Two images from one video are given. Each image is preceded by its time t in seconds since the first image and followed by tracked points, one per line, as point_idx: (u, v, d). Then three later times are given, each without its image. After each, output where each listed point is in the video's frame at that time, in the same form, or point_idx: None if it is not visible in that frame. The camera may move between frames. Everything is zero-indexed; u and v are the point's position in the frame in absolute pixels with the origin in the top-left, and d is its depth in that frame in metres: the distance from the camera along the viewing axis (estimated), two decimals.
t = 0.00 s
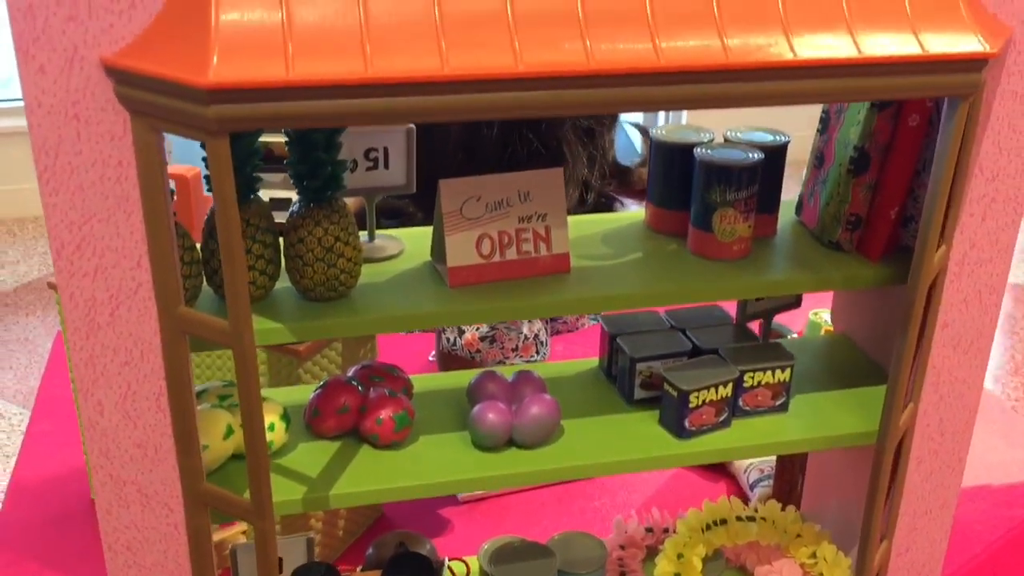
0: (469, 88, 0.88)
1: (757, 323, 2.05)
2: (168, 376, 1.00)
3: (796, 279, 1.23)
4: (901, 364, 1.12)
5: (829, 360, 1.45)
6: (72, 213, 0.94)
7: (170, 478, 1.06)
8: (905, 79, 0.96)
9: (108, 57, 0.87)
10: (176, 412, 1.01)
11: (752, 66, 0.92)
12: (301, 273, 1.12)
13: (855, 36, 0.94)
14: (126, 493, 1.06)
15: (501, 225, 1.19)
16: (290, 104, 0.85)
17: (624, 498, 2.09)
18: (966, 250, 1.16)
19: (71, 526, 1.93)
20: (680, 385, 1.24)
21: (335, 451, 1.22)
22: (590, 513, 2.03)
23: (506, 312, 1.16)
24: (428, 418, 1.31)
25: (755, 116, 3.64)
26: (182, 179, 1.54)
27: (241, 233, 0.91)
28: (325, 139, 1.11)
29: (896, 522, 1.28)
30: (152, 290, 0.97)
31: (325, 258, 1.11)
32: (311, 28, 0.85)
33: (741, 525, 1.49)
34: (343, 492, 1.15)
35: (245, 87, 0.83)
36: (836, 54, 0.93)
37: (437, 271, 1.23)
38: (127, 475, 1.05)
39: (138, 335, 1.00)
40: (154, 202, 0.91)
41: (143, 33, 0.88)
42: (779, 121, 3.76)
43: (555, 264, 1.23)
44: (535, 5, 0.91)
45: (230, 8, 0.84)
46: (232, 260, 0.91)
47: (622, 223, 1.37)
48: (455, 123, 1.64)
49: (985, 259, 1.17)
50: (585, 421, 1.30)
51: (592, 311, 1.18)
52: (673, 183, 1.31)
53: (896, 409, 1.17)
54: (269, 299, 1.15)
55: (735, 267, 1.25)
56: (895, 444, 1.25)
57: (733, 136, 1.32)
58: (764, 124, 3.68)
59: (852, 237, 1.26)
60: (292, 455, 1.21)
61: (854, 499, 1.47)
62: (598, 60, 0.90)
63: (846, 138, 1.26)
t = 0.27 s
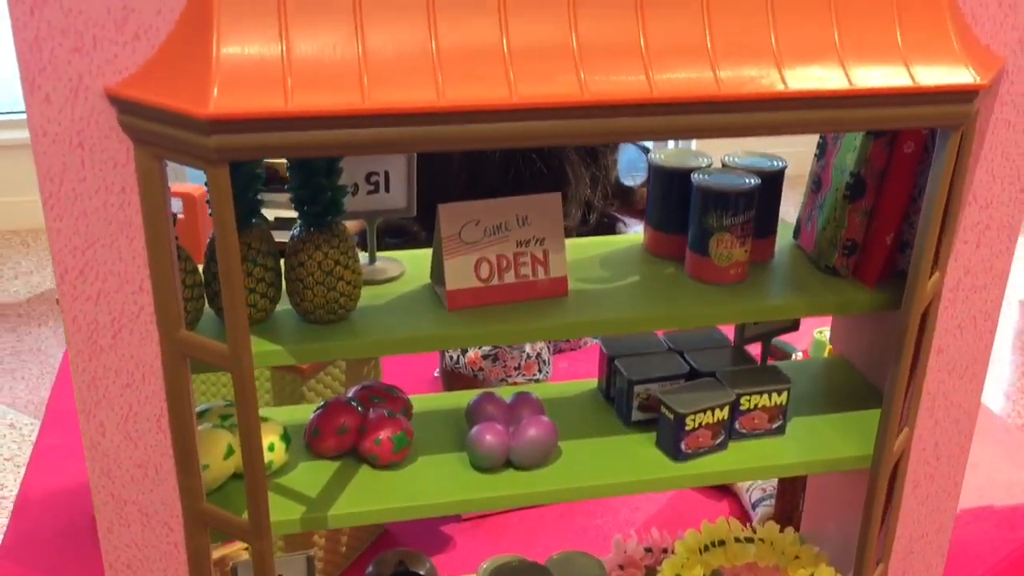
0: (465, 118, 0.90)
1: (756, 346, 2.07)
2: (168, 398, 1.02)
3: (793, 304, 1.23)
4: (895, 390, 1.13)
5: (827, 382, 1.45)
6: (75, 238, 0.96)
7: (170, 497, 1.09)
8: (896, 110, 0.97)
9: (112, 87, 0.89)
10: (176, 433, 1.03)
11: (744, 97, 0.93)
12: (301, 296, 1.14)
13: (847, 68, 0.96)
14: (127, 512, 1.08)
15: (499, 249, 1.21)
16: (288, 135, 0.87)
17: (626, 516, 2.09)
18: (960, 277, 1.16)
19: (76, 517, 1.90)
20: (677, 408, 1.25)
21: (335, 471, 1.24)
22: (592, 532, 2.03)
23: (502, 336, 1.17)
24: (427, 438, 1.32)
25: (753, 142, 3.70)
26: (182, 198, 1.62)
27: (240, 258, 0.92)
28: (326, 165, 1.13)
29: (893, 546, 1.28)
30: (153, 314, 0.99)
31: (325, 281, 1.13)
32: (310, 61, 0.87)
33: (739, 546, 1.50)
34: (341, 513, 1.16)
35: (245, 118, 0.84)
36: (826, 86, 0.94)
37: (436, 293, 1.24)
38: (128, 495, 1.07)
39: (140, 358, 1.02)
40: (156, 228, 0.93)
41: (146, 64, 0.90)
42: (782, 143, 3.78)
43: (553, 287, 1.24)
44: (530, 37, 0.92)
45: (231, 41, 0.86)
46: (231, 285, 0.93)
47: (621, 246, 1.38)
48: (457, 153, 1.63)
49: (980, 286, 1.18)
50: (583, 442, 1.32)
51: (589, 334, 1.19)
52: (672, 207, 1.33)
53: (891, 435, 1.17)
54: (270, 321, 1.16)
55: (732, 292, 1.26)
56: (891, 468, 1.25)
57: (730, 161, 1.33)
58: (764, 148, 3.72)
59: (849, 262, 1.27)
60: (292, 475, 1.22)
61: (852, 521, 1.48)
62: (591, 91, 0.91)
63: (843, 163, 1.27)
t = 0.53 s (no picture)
0: (452, 144, 0.92)
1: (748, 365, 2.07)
2: (163, 412, 1.04)
3: (781, 323, 1.25)
4: (879, 410, 1.14)
5: (818, 399, 1.47)
6: (74, 256, 0.99)
7: (165, 509, 1.11)
8: (878, 136, 0.99)
9: (109, 111, 0.91)
10: (171, 447, 1.05)
11: (727, 124, 0.95)
12: (296, 312, 1.16)
13: (829, 95, 0.97)
14: (122, 523, 1.11)
15: (492, 267, 1.23)
16: (279, 159, 0.89)
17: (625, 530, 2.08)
18: (946, 299, 1.18)
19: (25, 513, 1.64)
20: (666, 425, 1.26)
21: (328, 484, 1.26)
22: (589, 544, 2.04)
23: (492, 353, 1.19)
24: (420, 452, 1.34)
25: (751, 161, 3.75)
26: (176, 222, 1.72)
27: (232, 276, 0.94)
28: (321, 185, 1.16)
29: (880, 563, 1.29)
30: (149, 330, 1.02)
31: (319, 298, 1.15)
32: (301, 87, 0.90)
33: (731, 561, 1.51)
34: (333, 526, 1.18)
35: (237, 143, 0.87)
36: (808, 113, 0.96)
37: (430, 310, 1.26)
38: (123, 507, 1.10)
39: (135, 373, 1.04)
40: (151, 248, 0.96)
41: (143, 89, 0.92)
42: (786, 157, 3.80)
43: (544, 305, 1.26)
44: (517, 64, 0.94)
45: (224, 68, 0.89)
46: (224, 304, 0.95)
47: (613, 264, 1.41)
48: (455, 181, 1.64)
49: (965, 308, 1.19)
50: (574, 457, 1.33)
51: (578, 352, 1.21)
52: (663, 226, 1.35)
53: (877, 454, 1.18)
54: (265, 336, 1.19)
55: (721, 311, 1.28)
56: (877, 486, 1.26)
57: (719, 182, 1.36)
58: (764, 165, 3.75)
59: (837, 281, 1.29)
60: (286, 487, 1.24)
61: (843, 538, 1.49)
62: (576, 117, 0.93)
63: (832, 185, 1.28)
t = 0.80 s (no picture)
0: (433, 161, 0.94)
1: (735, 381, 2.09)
2: (150, 420, 1.06)
3: (763, 336, 1.27)
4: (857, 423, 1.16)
5: (802, 411, 1.48)
6: (63, 267, 1.01)
7: (152, 516, 1.14)
8: (854, 155, 1.00)
9: (98, 126, 0.94)
10: (158, 454, 1.07)
11: (704, 142, 0.97)
12: (283, 322, 1.18)
13: (804, 115, 0.99)
14: (109, 529, 1.13)
15: (478, 279, 1.25)
16: (262, 175, 0.91)
17: (617, 538, 2.09)
18: (924, 314, 1.20)
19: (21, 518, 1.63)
20: (649, 436, 1.28)
21: (315, 492, 1.27)
22: (581, 553, 2.05)
23: (476, 364, 1.21)
24: (407, 461, 1.36)
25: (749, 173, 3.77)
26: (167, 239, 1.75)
27: (217, 288, 0.97)
28: (308, 199, 1.18)
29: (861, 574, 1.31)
30: (136, 341, 1.04)
31: (306, 309, 1.17)
32: (286, 105, 0.92)
33: (716, 571, 1.52)
34: (319, 533, 1.20)
35: (221, 159, 0.89)
36: (784, 132, 0.98)
37: (416, 321, 1.28)
38: (111, 513, 1.13)
39: (123, 382, 1.07)
40: (138, 261, 0.98)
41: (131, 105, 0.95)
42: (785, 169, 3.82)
43: (529, 317, 1.28)
44: (498, 84, 0.96)
45: (210, 86, 0.91)
46: (209, 315, 0.97)
47: (599, 276, 1.42)
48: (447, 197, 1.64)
49: (943, 322, 1.21)
50: (559, 468, 1.35)
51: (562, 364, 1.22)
52: (648, 239, 1.36)
53: (856, 466, 1.20)
54: (253, 346, 1.21)
55: (704, 323, 1.29)
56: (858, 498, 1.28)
57: (705, 196, 1.37)
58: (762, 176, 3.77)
59: (819, 295, 1.30)
60: (273, 495, 1.26)
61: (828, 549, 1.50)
62: (555, 135, 0.95)
63: (815, 200, 1.30)
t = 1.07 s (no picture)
0: (423, 179, 0.97)
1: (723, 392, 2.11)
2: (148, 429, 1.09)
3: (749, 350, 1.29)
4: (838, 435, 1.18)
5: (789, 423, 1.50)
6: (63, 281, 1.04)
7: (149, 522, 1.17)
8: (832, 174, 1.03)
9: (98, 145, 0.97)
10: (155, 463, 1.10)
11: (686, 162, 0.99)
12: (278, 334, 1.21)
13: (785, 136, 1.02)
14: (107, 536, 1.16)
15: (469, 292, 1.28)
16: (256, 193, 0.94)
17: (611, 547, 2.11)
18: (905, 328, 1.23)
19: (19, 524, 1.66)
20: (636, 447, 1.30)
21: (309, 500, 1.30)
22: (575, 561, 2.07)
23: (467, 376, 1.23)
24: (400, 470, 1.39)
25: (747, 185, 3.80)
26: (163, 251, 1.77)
27: (212, 302, 1.00)
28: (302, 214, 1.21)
29: None
30: (134, 352, 1.07)
31: (300, 321, 1.20)
32: (280, 126, 0.95)
33: None
34: (312, 540, 1.22)
35: (216, 177, 0.92)
36: (764, 152, 1.00)
37: (409, 333, 1.31)
38: (109, 520, 1.16)
39: (121, 392, 1.10)
40: (136, 275, 1.01)
41: (130, 124, 0.98)
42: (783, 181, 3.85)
43: (519, 329, 1.31)
44: (486, 106, 0.99)
45: (207, 108, 0.94)
46: (204, 328, 1.00)
47: (589, 290, 1.45)
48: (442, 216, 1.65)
49: (924, 336, 1.24)
50: (549, 477, 1.37)
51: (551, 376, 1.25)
52: (637, 254, 1.39)
53: (839, 477, 1.22)
54: (249, 357, 1.23)
55: (692, 337, 1.32)
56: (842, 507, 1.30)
57: (693, 212, 1.40)
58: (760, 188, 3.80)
59: (804, 309, 1.33)
60: (267, 503, 1.29)
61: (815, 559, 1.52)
62: (541, 154, 0.98)
63: (801, 216, 1.33)
